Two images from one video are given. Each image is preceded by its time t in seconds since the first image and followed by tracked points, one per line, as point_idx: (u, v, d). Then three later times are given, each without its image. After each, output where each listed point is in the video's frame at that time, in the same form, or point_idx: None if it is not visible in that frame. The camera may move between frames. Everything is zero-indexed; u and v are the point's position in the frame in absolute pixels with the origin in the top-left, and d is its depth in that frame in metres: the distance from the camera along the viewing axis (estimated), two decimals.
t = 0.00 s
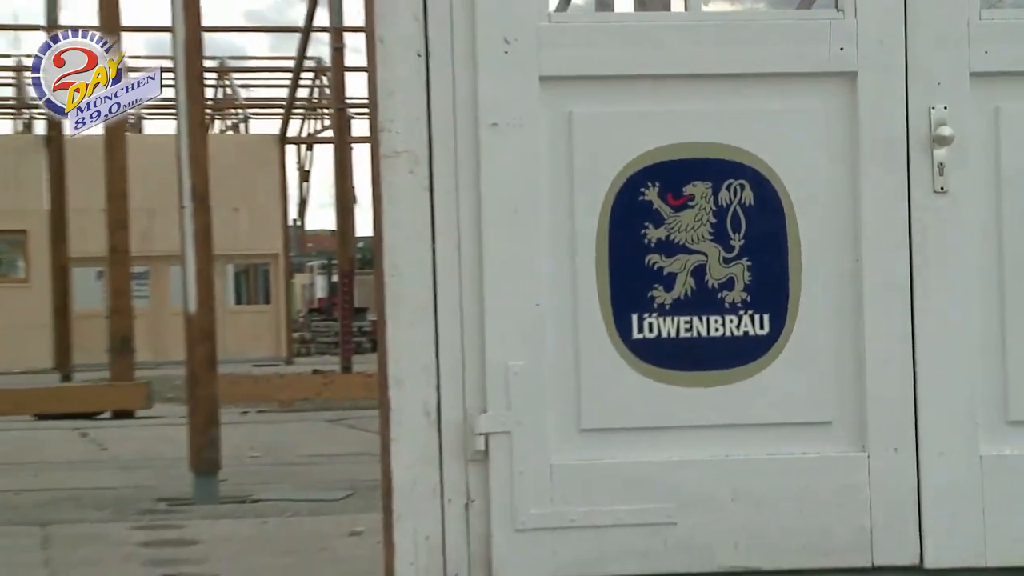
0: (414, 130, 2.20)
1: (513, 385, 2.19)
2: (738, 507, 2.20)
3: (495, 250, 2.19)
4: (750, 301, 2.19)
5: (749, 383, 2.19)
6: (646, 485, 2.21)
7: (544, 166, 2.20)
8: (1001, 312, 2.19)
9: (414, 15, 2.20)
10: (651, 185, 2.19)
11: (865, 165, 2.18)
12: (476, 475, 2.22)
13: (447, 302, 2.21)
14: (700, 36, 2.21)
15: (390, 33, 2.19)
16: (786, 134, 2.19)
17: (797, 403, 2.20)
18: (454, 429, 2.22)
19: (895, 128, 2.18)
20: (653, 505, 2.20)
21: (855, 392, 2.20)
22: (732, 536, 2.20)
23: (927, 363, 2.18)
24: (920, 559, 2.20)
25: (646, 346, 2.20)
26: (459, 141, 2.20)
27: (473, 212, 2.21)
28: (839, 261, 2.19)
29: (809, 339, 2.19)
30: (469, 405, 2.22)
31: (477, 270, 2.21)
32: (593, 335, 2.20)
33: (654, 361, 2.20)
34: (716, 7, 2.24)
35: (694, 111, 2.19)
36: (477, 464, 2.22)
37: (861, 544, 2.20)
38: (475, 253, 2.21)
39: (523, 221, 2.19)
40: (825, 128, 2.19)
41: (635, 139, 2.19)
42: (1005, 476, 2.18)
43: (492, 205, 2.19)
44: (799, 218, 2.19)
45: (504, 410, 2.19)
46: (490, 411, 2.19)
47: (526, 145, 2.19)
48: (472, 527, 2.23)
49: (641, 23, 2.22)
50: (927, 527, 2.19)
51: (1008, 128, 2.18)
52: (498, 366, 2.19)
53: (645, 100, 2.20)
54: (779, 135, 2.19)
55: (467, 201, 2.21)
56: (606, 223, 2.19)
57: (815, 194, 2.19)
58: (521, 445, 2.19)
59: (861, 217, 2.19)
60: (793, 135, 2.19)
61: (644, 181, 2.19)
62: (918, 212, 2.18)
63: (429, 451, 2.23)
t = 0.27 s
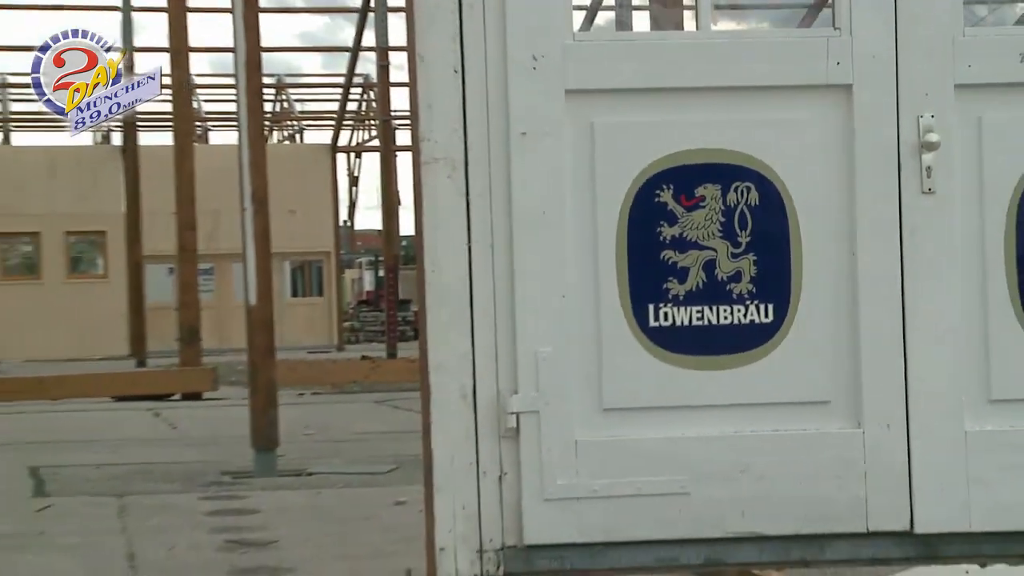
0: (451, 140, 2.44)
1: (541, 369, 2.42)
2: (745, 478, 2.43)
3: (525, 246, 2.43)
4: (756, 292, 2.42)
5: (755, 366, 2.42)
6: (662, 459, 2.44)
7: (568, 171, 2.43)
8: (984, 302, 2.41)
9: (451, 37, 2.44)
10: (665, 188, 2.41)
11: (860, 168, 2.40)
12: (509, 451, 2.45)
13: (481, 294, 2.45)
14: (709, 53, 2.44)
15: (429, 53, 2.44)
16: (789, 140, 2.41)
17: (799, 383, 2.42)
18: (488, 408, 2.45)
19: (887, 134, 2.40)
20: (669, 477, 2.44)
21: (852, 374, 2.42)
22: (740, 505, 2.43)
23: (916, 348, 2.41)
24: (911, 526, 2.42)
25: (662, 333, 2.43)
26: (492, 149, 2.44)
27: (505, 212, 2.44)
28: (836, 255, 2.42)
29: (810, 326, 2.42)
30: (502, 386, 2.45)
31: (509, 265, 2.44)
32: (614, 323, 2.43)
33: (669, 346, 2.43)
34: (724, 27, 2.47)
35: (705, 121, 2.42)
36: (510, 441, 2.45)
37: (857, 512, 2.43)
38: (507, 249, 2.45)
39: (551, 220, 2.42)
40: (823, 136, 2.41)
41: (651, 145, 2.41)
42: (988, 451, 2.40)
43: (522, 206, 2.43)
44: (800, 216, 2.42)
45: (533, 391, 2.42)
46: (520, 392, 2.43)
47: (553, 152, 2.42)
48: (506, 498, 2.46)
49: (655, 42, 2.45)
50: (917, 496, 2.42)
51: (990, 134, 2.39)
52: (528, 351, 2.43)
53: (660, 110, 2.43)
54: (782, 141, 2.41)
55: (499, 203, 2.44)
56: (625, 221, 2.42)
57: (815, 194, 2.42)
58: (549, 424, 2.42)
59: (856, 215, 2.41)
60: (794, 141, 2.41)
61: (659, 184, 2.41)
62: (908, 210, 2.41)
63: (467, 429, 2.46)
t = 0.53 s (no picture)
0: (488, 152, 2.72)
1: (567, 357, 2.69)
2: (750, 456, 2.71)
3: (553, 247, 2.71)
4: (760, 289, 2.69)
5: (759, 354, 2.69)
6: (675, 438, 2.71)
7: (592, 179, 2.70)
8: (965, 298, 2.67)
9: (488, 59, 2.72)
10: (679, 196, 2.68)
11: (854, 178, 2.67)
12: (537, 432, 2.72)
13: (513, 290, 2.73)
14: (718, 75, 2.71)
15: (470, 74, 2.72)
16: (791, 153, 2.68)
17: (798, 371, 2.70)
18: (519, 392, 2.73)
19: (878, 149, 2.67)
20: (681, 456, 2.71)
21: (846, 362, 2.69)
22: (745, 480, 2.71)
23: (904, 341, 2.68)
24: (899, 499, 2.70)
25: (676, 326, 2.69)
26: (525, 160, 2.73)
27: (535, 216, 2.72)
28: (832, 256, 2.69)
29: (809, 320, 2.69)
30: (532, 373, 2.73)
31: (537, 265, 2.72)
32: (632, 317, 2.70)
33: (682, 338, 2.69)
34: (731, 52, 2.75)
35: (715, 135, 2.69)
36: (538, 422, 2.73)
37: (850, 487, 2.71)
38: (537, 250, 2.72)
39: (576, 224, 2.70)
40: (821, 149, 2.69)
41: (666, 157, 2.69)
42: (967, 431, 2.68)
43: (550, 211, 2.71)
44: (800, 221, 2.69)
45: (559, 378, 2.70)
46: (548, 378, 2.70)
47: (577, 163, 2.70)
48: (534, 474, 2.74)
49: (670, 65, 2.73)
50: (904, 472, 2.69)
51: (971, 148, 2.66)
52: (555, 341, 2.70)
53: (675, 125, 2.70)
54: (784, 154, 2.68)
55: (530, 208, 2.72)
56: (642, 225, 2.69)
57: (814, 201, 2.69)
58: (575, 407, 2.70)
59: (850, 220, 2.68)
60: (795, 154, 2.68)
61: (674, 193, 2.68)
62: (897, 216, 2.68)
63: (500, 412, 2.74)
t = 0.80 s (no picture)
0: (516, 162, 3.00)
1: (587, 348, 2.97)
2: (754, 437, 2.99)
3: (575, 248, 2.98)
4: (762, 286, 2.97)
5: (762, 346, 2.98)
6: (686, 421, 2.99)
7: (609, 187, 2.99)
8: (948, 295, 2.95)
9: (516, 79, 3.00)
10: (689, 202, 2.96)
11: (847, 186, 2.95)
12: (559, 417, 2.99)
13: (538, 287, 3.00)
14: (725, 93, 2.99)
15: (500, 91, 3.00)
16: (790, 163, 2.96)
17: (797, 361, 2.97)
18: (544, 380, 3.00)
19: (870, 159, 2.95)
20: (690, 437, 2.99)
21: (840, 353, 2.97)
22: (748, 459, 2.99)
23: (893, 333, 2.96)
24: (889, 477, 2.98)
25: (686, 319, 2.98)
26: (550, 169, 3.00)
27: (558, 220, 3.00)
28: (828, 257, 2.97)
29: (806, 314, 2.97)
30: (555, 362, 3.00)
31: (560, 265, 3.00)
32: (646, 311, 2.98)
33: (692, 330, 2.98)
34: (736, 73, 3.01)
35: (722, 147, 2.97)
36: (561, 408, 2.99)
37: (844, 465, 2.98)
38: (560, 251, 3.00)
39: (595, 228, 2.98)
40: (818, 160, 2.96)
41: (677, 167, 2.97)
42: (950, 416, 2.96)
43: (572, 215, 2.98)
44: (799, 224, 2.97)
45: (580, 367, 2.97)
46: (570, 366, 2.97)
47: (596, 172, 2.98)
48: (557, 455, 3.01)
49: (681, 84, 3.00)
50: (892, 453, 2.97)
51: (954, 159, 2.93)
52: (576, 334, 2.98)
53: (685, 138, 2.99)
54: (784, 164, 2.96)
55: (554, 213, 3.00)
56: (656, 229, 2.98)
57: (811, 207, 2.96)
58: (594, 394, 2.97)
59: (844, 224, 2.96)
60: (794, 164, 2.96)
61: (684, 199, 2.97)
62: (887, 220, 2.95)
63: (526, 398, 3.00)
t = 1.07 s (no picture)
0: (539, 170, 3.27)
1: (604, 340, 3.28)
2: (755, 420, 3.29)
3: (591, 248, 3.28)
4: (762, 284, 3.30)
5: (761, 336, 3.29)
6: (692, 405, 3.30)
7: (623, 193, 3.29)
8: (930, 291, 3.26)
9: (538, 95, 3.28)
10: (695, 207, 3.28)
11: (838, 193, 3.26)
12: (578, 402, 3.29)
13: (559, 285, 3.29)
14: (728, 107, 3.28)
15: (524, 106, 3.27)
16: (786, 172, 3.27)
17: (792, 350, 3.29)
18: (565, 369, 3.30)
19: (859, 168, 3.25)
20: (697, 419, 3.29)
21: (832, 344, 3.29)
22: (749, 440, 3.30)
23: (880, 325, 3.27)
24: (877, 456, 3.29)
25: (693, 313, 3.30)
26: (569, 177, 3.29)
27: (577, 223, 3.29)
28: (820, 256, 3.28)
29: (801, 308, 3.29)
30: (574, 353, 3.30)
31: (579, 264, 3.29)
32: (656, 305, 3.30)
33: (698, 323, 3.30)
34: (738, 91, 3.33)
35: (726, 157, 3.28)
36: (580, 394, 3.30)
37: (836, 446, 3.29)
38: (579, 252, 3.29)
39: (610, 229, 3.28)
40: (812, 169, 3.27)
41: (683, 175, 3.28)
42: (932, 400, 3.27)
43: (590, 219, 3.28)
44: (794, 227, 3.28)
45: (597, 356, 3.27)
46: (588, 356, 3.28)
47: (610, 179, 3.28)
48: (576, 437, 3.32)
49: (687, 100, 3.30)
50: (880, 434, 3.28)
51: (935, 167, 3.23)
52: (594, 326, 3.28)
53: (691, 149, 3.29)
54: (780, 172, 3.27)
55: (573, 217, 3.29)
56: (665, 231, 3.29)
57: (805, 212, 3.28)
58: (610, 381, 3.28)
59: (835, 227, 3.27)
60: (790, 173, 3.27)
61: (691, 204, 3.28)
62: (874, 224, 3.26)
63: (548, 385, 3.31)
